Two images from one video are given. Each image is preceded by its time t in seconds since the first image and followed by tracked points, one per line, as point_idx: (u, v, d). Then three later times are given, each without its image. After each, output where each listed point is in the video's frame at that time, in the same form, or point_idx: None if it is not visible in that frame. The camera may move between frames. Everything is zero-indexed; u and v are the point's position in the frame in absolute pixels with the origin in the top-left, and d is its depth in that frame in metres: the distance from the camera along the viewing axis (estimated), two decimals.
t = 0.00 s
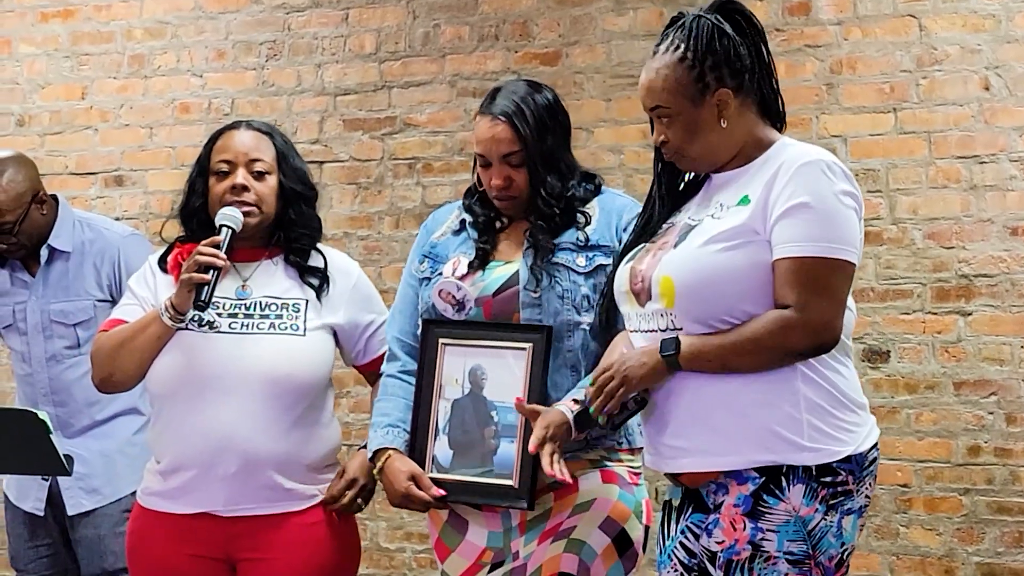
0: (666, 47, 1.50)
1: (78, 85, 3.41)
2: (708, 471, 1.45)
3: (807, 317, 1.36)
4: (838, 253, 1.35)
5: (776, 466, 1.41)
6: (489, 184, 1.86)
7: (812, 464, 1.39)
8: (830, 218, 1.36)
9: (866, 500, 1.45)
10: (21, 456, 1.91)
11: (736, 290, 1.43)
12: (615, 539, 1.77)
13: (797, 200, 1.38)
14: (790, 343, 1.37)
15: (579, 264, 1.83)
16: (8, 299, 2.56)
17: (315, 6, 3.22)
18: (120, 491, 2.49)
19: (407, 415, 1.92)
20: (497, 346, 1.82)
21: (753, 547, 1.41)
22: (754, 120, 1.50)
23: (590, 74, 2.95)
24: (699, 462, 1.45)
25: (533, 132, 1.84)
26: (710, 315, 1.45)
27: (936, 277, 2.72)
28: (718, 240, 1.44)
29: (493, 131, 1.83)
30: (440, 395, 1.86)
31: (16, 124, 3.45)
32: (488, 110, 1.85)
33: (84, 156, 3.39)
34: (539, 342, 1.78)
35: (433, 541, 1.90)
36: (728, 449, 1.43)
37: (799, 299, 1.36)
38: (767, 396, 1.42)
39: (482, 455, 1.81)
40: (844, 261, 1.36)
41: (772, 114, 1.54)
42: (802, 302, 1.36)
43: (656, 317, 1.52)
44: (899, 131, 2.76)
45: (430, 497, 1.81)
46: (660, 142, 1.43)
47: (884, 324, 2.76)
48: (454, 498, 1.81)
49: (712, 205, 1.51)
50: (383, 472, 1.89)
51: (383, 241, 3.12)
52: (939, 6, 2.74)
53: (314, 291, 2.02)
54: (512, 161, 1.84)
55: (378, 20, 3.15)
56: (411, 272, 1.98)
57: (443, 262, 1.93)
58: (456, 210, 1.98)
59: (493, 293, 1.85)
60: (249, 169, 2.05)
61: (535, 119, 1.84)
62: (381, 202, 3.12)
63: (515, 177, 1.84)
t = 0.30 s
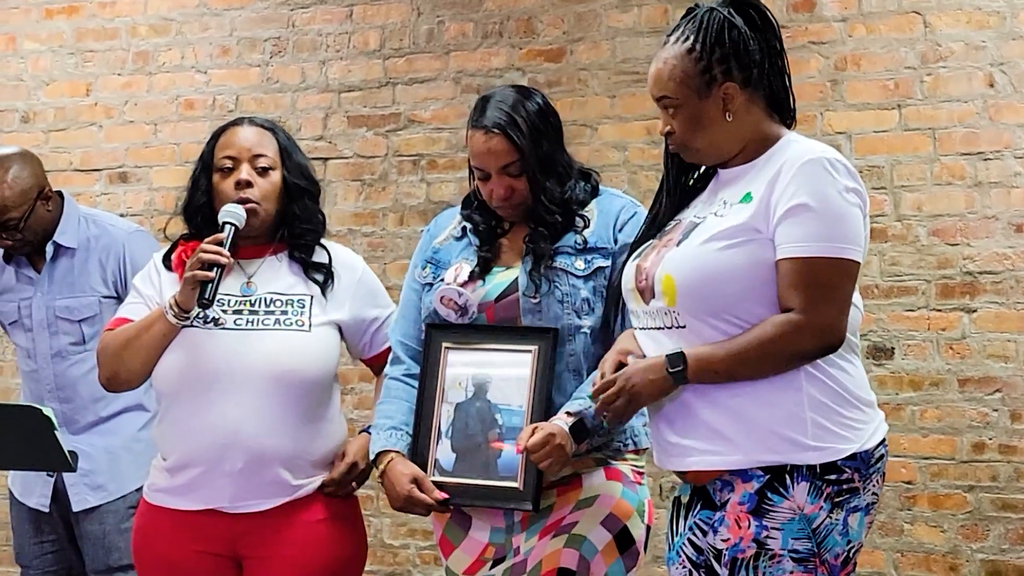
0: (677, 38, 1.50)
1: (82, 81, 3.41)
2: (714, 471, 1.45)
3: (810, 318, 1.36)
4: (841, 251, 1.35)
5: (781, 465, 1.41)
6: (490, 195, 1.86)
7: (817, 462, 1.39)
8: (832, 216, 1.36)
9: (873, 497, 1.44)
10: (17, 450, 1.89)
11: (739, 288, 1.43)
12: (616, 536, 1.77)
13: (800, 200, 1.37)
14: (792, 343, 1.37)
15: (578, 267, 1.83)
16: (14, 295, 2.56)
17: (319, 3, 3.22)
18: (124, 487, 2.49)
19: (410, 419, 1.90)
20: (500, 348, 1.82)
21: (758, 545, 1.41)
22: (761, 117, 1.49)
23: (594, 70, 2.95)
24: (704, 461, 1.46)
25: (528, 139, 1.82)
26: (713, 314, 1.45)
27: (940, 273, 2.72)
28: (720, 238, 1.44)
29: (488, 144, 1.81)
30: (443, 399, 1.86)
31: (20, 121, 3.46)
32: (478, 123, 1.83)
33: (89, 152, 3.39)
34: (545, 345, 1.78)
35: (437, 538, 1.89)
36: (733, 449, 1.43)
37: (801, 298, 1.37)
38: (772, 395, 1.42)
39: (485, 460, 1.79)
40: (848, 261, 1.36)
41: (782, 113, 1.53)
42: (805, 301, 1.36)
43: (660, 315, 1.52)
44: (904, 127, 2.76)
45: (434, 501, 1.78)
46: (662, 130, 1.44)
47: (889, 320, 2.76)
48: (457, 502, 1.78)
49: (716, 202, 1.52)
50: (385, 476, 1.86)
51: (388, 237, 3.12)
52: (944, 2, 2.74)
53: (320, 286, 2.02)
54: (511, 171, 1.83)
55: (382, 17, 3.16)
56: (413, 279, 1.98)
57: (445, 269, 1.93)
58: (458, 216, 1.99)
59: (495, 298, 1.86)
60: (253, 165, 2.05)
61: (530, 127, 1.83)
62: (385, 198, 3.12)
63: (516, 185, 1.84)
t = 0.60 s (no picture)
0: (688, 33, 1.50)
1: (89, 79, 3.41)
2: (718, 470, 1.46)
3: (815, 318, 1.36)
4: (842, 251, 1.35)
5: (785, 463, 1.41)
6: (496, 195, 1.86)
7: (821, 461, 1.39)
8: (834, 216, 1.36)
9: (883, 496, 1.43)
10: (19, 449, 1.89)
11: (741, 287, 1.43)
12: (623, 533, 1.78)
13: (802, 199, 1.37)
14: (794, 343, 1.37)
15: (578, 267, 1.82)
16: (22, 292, 2.57)
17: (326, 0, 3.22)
18: (131, 484, 2.49)
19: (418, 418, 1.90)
20: (503, 346, 1.82)
21: (764, 543, 1.41)
22: (769, 114, 1.49)
23: (601, 68, 2.94)
24: (709, 460, 1.46)
25: (532, 140, 1.82)
26: (717, 313, 1.45)
27: (947, 271, 2.71)
28: (723, 236, 1.44)
29: (492, 146, 1.81)
30: (450, 399, 1.86)
31: (27, 118, 3.46)
32: (481, 125, 1.83)
33: (95, 150, 3.40)
34: (553, 340, 1.78)
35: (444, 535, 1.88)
36: (737, 447, 1.43)
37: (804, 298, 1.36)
38: (776, 394, 1.42)
39: (495, 459, 1.79)
40: (850, 260, 1.36)
41: (794, 111, 1.52)
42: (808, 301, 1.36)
43: (665, 314, 1.52)
44: (911, 125, 2.75)
45: (443, 500, 1.78)
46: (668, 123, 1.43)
47: (895, 318, 2.76)
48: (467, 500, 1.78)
49: (721, 201, 1.52)
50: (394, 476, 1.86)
51: (394, 234, 3.12)
52: None
53: (325, 283, 2.01)
54: (516, 172, 1.83)
55: (389, 14, 3.16)
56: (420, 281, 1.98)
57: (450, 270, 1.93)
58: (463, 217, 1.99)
59: (499, 299, 1.86)
60: (251, 163, 2.04)
61: (533, 127, 1.83)
62: (392, 196, 3.12)
63: (521, 186, 1.84)
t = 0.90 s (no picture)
0: (698, 29, 1.51)
1: (97, 77, 3.42)
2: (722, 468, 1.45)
3: (819, 317, 1.36)
4: (848, 250, 1.35)
5: (789, 462, 1.41)
6: (501, 194, 1.85)
7: (825, 459, 1.39)
8: (839, 215, 1.36)
9: (887, 495, 1.43)
10: (19, 449, 1.90)
11: (746, 287, 1.43)
12: (632, 530, 1.78)
13: (808, 198, 1.37)
14: (799, 342, 1.37)
15: (585, 265, 1.81)
16: (30, 289, 2.58)
17: None
18: (139, 482, 2.49)
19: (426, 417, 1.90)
20: (509, 344, 1.82)
21: (767, 542, 1.41)
22: (778, 111, 1.48)
23: (608, 66, 2.94)
24: (713, 459, 1.46)
25: (537, 139, 1.82)
26: (721, 313, 1.45)
27: (955, 270, 2.71)
28: (728, 236, 1.44)
29: (498, 146, 1.82)
30: (456, 397, 1.86)
31: (34, 116, 3.46)
32: (485, 126, 1.83)
33: (103, 148, 3.40)
34: (559, 337, 1.78)
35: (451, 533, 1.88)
36: (741, 446, 1.43)
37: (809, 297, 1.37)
38: (780, 393, 1.42)
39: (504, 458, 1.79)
40: (855, 259, 1.36)
41: (802, 109, 1.52)
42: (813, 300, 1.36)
43: (671, 313, 1.52)
44: (918, 123, 2.75)
45: (448, 497, 1.77)
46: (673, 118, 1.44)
47: (902, 317, 2.76)
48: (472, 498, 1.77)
49: (727, 199, 1.52)
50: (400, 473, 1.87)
51: (401, 233, 3.12)
52: None
53: (329, 284, 2.01)
54: (523, 172, 1.83)
55: (396, 12, 3.16)
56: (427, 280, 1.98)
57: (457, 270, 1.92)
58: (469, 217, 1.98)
59: (506, 298, 1.86)
60: (254, 161, 2.05)
61: (538, 126, 1.83)
62: (399, 193, 3.12)
63: (528, 185, 1.84)
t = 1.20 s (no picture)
0: (702, 27, 1.50)
1: (104, 75, 3.42)
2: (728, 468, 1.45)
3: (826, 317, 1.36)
4: (856, 249, 1.35)
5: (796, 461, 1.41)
6: (506, 191, 1.85)
7: (831, 459, 1.39)
8: (848, 214, 1.36)
9: (892, 494, 1.43)
10: (19, 446, 1.90)
11: (754, 287, 1.43)
12: (639, 530, 1.78)
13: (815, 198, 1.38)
14: (806, 341, 1.37)
15: (591, 264, 1.81)
16: (38, 287, 2.59)
17: None
18: (145, 480, 2.49)
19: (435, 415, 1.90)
20: (513, 342, 1.82)
21: (773, 541, 1.40)
22: (783, 110, 1.49)
23: (615, 65, 2.94)
24: (720, 459, 1.46)
25: (542, 137, 1.83)
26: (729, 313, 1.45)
27: (961, 269, 2.71)
28: (735, 236, 1.44)
29: (502, 142, 1.82)
30: (461, 396, 1.86)
31: (41, 114, 3.47)
32: (491, 122, 1.83)
33: (109, 146, 3.40)
34: (564, 334, 1.78)
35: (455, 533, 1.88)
36: (748, 446, 1.43)
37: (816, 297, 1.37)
38: (787, 393, 1.42)
39: (514, 457, 1.80)
40: (863, 259, 1.36)
41: (808, 107, 1.52)
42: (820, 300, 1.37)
43: (677, 313, 1.52)
44: (925, 122, 2.75)
45: (464, 497, 1.80)
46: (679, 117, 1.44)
47: (909, 316, 2.75)
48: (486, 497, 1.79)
49: (733, 199, 1.52)
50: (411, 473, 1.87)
51: (408, 231, 3.12)
52: None
53: (332, 282, 2.01)
54: (527, 169, 1.83)
55: (403, 11, 3.16)
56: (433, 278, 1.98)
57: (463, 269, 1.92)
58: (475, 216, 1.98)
59: (512, 297, 1.85)
60: (259, 159, 2.05)
61: (543, 123, 1.83)
62: (406, 192, 3.13)
63: (532, 183, 1.84)
